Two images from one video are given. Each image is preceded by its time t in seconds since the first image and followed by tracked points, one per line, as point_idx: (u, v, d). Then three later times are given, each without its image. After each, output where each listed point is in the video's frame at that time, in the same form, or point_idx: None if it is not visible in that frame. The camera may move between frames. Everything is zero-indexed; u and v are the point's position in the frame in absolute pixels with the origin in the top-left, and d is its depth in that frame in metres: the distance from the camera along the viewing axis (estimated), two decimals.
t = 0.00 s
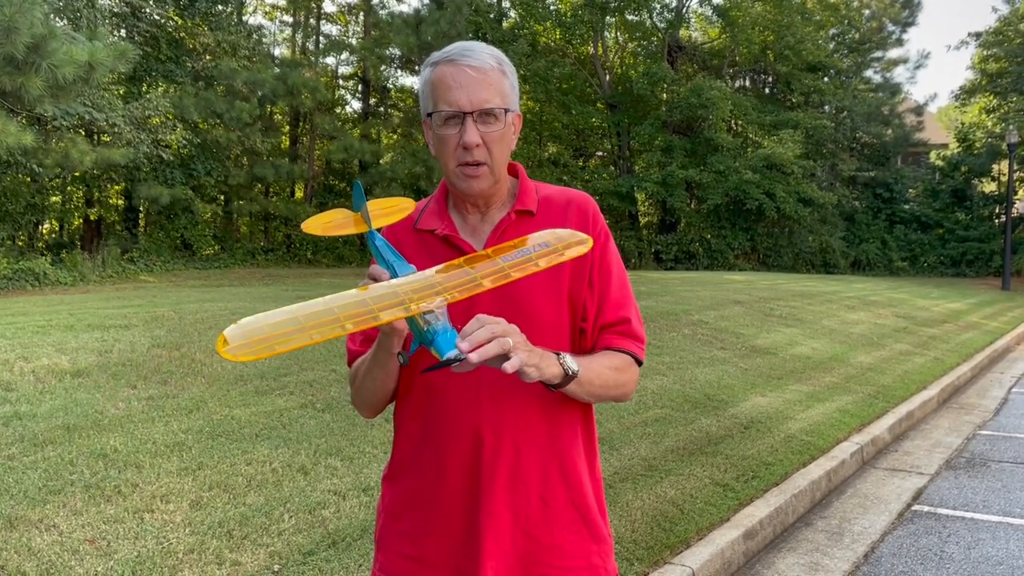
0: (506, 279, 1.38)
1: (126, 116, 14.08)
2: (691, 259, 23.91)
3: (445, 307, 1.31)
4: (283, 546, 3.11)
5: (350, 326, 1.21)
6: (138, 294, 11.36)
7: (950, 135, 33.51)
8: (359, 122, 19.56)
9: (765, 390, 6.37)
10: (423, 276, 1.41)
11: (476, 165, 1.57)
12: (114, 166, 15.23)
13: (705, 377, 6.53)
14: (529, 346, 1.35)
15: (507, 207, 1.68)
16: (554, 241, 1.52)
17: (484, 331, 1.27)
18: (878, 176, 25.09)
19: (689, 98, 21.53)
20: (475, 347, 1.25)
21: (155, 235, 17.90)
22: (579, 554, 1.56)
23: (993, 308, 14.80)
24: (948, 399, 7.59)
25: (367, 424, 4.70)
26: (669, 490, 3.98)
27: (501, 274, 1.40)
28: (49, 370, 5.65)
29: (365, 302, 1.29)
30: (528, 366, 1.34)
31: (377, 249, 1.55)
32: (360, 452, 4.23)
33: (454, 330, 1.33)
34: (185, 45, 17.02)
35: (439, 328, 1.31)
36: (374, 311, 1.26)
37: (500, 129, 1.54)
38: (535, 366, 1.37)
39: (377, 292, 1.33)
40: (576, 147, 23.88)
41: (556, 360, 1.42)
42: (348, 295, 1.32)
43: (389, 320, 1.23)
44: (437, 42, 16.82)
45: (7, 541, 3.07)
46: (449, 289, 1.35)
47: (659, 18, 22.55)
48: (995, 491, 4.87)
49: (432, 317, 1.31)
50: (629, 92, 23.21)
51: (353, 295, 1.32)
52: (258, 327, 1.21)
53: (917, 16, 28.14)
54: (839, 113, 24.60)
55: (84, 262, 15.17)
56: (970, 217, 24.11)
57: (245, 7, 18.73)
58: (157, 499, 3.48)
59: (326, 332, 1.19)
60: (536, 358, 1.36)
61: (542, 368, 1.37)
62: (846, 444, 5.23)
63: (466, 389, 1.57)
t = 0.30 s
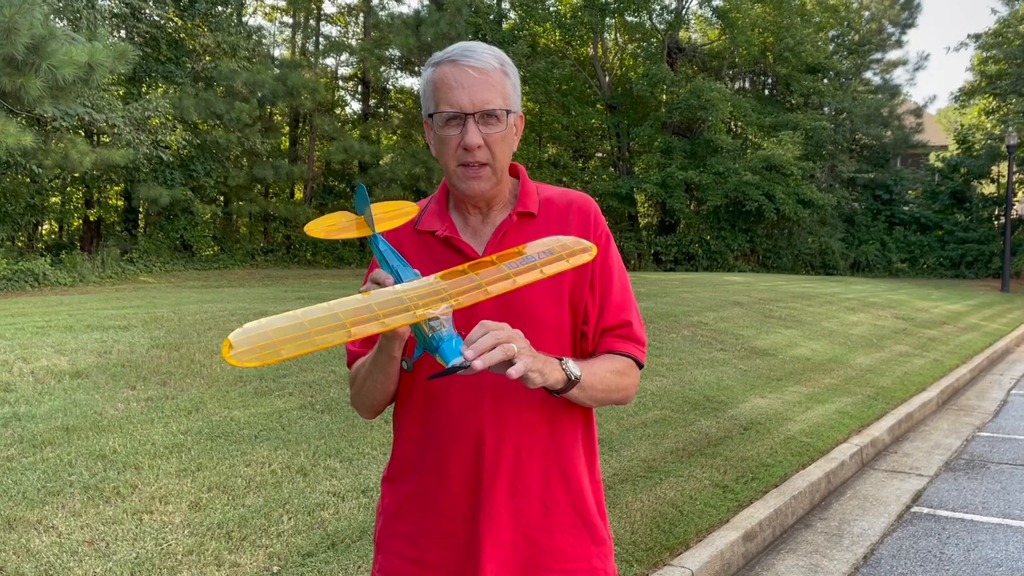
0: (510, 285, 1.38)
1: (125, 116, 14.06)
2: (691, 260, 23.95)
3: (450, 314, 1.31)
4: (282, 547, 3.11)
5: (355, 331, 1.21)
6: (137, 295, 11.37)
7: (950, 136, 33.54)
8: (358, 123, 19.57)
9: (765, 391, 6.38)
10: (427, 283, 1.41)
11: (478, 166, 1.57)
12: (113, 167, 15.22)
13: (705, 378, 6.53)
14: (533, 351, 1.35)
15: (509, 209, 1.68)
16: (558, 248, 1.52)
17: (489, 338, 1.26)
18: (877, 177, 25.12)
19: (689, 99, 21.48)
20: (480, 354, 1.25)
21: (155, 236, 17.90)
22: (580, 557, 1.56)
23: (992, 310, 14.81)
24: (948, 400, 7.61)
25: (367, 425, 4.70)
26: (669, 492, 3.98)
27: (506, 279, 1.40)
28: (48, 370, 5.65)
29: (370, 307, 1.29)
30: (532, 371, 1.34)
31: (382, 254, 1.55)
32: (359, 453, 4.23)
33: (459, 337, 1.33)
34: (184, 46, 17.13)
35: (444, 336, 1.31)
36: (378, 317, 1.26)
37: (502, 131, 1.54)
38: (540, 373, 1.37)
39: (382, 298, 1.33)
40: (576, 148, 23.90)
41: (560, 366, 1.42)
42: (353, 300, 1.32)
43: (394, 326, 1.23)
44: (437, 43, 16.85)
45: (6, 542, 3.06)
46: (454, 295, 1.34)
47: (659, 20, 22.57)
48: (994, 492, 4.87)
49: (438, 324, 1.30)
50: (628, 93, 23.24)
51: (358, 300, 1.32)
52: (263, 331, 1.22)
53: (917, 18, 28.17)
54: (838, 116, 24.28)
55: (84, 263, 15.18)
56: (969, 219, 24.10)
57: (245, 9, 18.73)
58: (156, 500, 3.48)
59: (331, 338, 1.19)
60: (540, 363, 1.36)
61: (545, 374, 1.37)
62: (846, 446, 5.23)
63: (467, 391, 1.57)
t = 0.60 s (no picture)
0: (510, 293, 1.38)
1: (125, 118, 14.05)
2: (691, 262, 23.99)
3: (450, 323, 1.31)
4: (281, 550, 3.11)
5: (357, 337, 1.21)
6: (137, 297, 11.38)
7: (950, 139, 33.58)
8: (358, 125, 19.61)
9: (765, 394, 6.38)
10: (426, 290, 1.41)
11: (477, 171, 1.57)
12: (113, 169, 15.25)
13: (704, 381, 6.53)
14: (532, 358, 1.35)
15: (509, 213, 1.68)
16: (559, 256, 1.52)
17: (487, 346, 1.26)
18: (877, 180, 25.15)
19: (689, 101, 21.45)
20: (479, 362, 1.25)
21: (154, 238, 17.91)
22: (578, 563, 1.56)
23: (992, 312, 14.83)
24: (948, 403, 7.61)
25: (366, 427, 4.70)
26: (668, 494, 3.98)
27: (506, 287, 1.40)
28: (48, 372, 5.65)
29: (370, 315, 1.30)
30: (531, 379, 1.34)
31: (382, 260, 1.55)
32: (358, 455, 4.23)
33: (458, 346, 1.33)
34: (184, 48, 17.16)
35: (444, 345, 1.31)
36: (378, 325, 1.27)
37: (502, 136, 1.54)
38: (539, 381, 1.37)
39: (383, 305, 1.34)
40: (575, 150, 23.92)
41: (559, 373, 1.42)
42: (353, 307, 1.33)
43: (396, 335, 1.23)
44: (438, 46, 16.91)
45: (5, 544, 3.06)
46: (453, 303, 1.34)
47: (658, 23, 22.63)
48: (994, 495, 4.88)
49: (438, 333, 1.31)
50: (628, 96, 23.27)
51: (358, 307, 1.33)
52: (263, 337, 1.22)
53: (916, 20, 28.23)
54: (839, 118, 24.49)
55: (83, 265, 15.19)
56: (969, 221, 24.09)
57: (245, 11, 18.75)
58: (156, 503, 3.48)
59: (333, 344, 1.19)
60: (539, 371, 1.36)
61: (544, 381, 1.37)
62: (845, 449, 5.23)
63: (466, 396, 1.57)
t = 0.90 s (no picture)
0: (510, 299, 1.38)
1: (125, 121, 14.09)
2: (690, 264, 24.01)
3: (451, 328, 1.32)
4: (279, 553, 3.10)
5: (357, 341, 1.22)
6: (137, 299, 11.38)
7: (949, 142, 33.58)
8: (358, 128, 19.65)
9: (765, 397, 6.38)
10: (427, 296, 1.42)
11: (476, 176, 1.57)
12: (113, 171, 15.26)
13: (704, 384, 6.53)
14: (533, 363, 1.34)
15: (510, 216, 1.68)
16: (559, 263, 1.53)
17: (487, 353, 1.26)
18: (876, 183, 25.20)
19: (688, 104, 21.48)
20: (480, 370, 1.25)
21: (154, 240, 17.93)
22: (578, 567, 1.56)
23: (991, 315, 14.84)
24: (948, 407, 7.61)
25: (366, 430, 4.69)
26: (668, 497, 3.98)
27: (506, 293, 1.41)
28: (47, 375, 5.64)
29: (370, 319, 1.30)
30: (532, 383, 1.34)
31: (382, 266, 1.55)
32: (357, 458, 4.22)
33: (460, 353, 1.33)
34: (184, 51, 17.18)
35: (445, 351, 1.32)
36: (378, 329, 1.27)
37: (500, 142, 1.55)
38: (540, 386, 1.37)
39: (382, 310, 1.34)
40: (575, 153, 23.95)
41: (559, 377, 1.42)
42: (354, 312, 1.33)
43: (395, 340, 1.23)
44: (437, 48, 16.94)
45: (4, 546, 3.06)
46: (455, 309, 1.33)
47: (658, 25, 22.67)
48: (993, 498, 4.87)
49: (439, 339, 1.31)
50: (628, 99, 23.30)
51: (358, 312, 1.33)
52: (263, 341, 1.22)
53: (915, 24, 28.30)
54: (838, 120, 24.48)
55: (82, 267, 15.21)
56: (969, 224, 24.11)
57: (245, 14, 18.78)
58: (155, 505, 3.48)
59: (333, 349, 1.19)
60: (540, 376, 1.36)
61: (545, 386, 1.37)
62: (844, 451, 5.22)
63: (467, 399, 1.57)
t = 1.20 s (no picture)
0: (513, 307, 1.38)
1: (125, 124, 14.10)
2: (690, 267, 24.05)
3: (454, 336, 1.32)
4: (279, 556, 3.10)
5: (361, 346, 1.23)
6: (137, 302, 11.37)
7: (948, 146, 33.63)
8: (358, 130, 19.68)
9: (765, 400, 6.38)
10: (429, 303, 1.43)
11: (477, 180, 1.58)
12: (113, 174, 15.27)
13: (704, 387, 6.52)
14: (534, 370, 1.35)
15: (511, 219, 1.69)
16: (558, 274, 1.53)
17: (490, 360, 1.26)
18: (876, 186, 25.21)
19: (688, 108, 21.48)
20: (482, 378, 1.24)
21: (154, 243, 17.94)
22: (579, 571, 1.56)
23: (991, 319, 14.84)
24: (948, 410, 7.61)
25: (365, 433, 4.69)
26: (668, 501, 3.97)
27: (507, 302, 1.41)
28: (46, 378, 5.64)
29: (373, 325, 1.31)
30: (534, 390, 1.34)
31: (384, 273, 1.55)
32: (357, 461, 4.22)
33: (463, 360, 1.33)
34: (185, 54, 17.19)
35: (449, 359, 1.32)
36: (382, 336, 1.27)
37: (501, 146, 1.55)
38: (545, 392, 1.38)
39: (385, 317, 1.34)
40: (575, 156, 23.99)
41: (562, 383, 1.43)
42: (356, 318, 1.33)
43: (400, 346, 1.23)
44: (437, 52, 16.99)
45: (4, 550, 3.06)
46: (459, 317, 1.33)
47: (658, 29, 22.66)
48: (993, 502, 4.87)
49: (442, 347, 1.32)
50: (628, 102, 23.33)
51: (361, 319, 1.33)
52: (268, 346, 1.22)
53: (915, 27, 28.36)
54: (838, 124, 24.54)
55: (82, 269, 15.21)
56: (968, 228, 24.11)
57: (245, 17, 18.80)
58: (155, 508, 3.47)
59: (338, 354, 1.19)
60: (542, 382, 1.36)
61: (547, 392, 1.37)
62: (844, 455, 5.22)
63: (468, 403, 1.57)
